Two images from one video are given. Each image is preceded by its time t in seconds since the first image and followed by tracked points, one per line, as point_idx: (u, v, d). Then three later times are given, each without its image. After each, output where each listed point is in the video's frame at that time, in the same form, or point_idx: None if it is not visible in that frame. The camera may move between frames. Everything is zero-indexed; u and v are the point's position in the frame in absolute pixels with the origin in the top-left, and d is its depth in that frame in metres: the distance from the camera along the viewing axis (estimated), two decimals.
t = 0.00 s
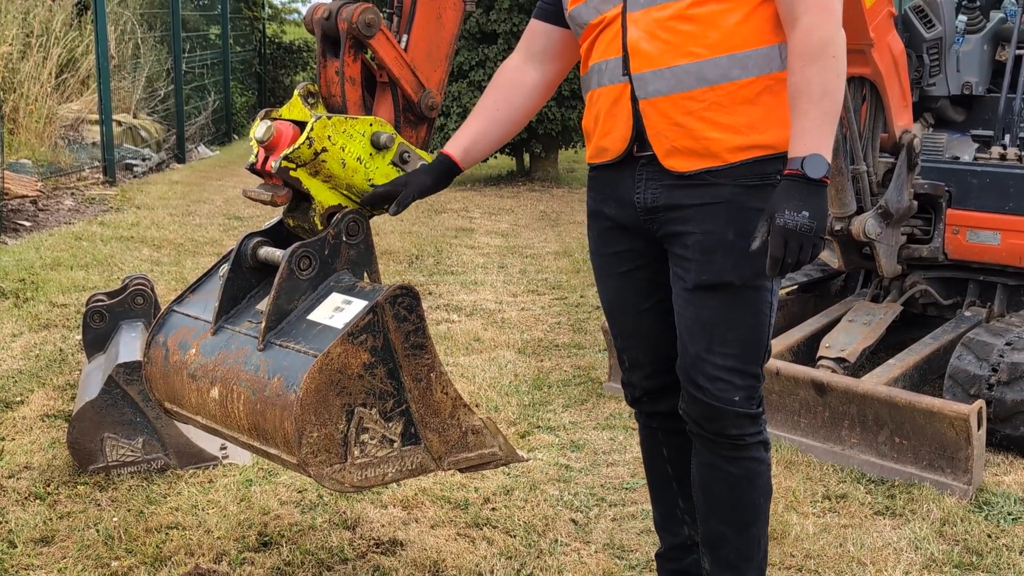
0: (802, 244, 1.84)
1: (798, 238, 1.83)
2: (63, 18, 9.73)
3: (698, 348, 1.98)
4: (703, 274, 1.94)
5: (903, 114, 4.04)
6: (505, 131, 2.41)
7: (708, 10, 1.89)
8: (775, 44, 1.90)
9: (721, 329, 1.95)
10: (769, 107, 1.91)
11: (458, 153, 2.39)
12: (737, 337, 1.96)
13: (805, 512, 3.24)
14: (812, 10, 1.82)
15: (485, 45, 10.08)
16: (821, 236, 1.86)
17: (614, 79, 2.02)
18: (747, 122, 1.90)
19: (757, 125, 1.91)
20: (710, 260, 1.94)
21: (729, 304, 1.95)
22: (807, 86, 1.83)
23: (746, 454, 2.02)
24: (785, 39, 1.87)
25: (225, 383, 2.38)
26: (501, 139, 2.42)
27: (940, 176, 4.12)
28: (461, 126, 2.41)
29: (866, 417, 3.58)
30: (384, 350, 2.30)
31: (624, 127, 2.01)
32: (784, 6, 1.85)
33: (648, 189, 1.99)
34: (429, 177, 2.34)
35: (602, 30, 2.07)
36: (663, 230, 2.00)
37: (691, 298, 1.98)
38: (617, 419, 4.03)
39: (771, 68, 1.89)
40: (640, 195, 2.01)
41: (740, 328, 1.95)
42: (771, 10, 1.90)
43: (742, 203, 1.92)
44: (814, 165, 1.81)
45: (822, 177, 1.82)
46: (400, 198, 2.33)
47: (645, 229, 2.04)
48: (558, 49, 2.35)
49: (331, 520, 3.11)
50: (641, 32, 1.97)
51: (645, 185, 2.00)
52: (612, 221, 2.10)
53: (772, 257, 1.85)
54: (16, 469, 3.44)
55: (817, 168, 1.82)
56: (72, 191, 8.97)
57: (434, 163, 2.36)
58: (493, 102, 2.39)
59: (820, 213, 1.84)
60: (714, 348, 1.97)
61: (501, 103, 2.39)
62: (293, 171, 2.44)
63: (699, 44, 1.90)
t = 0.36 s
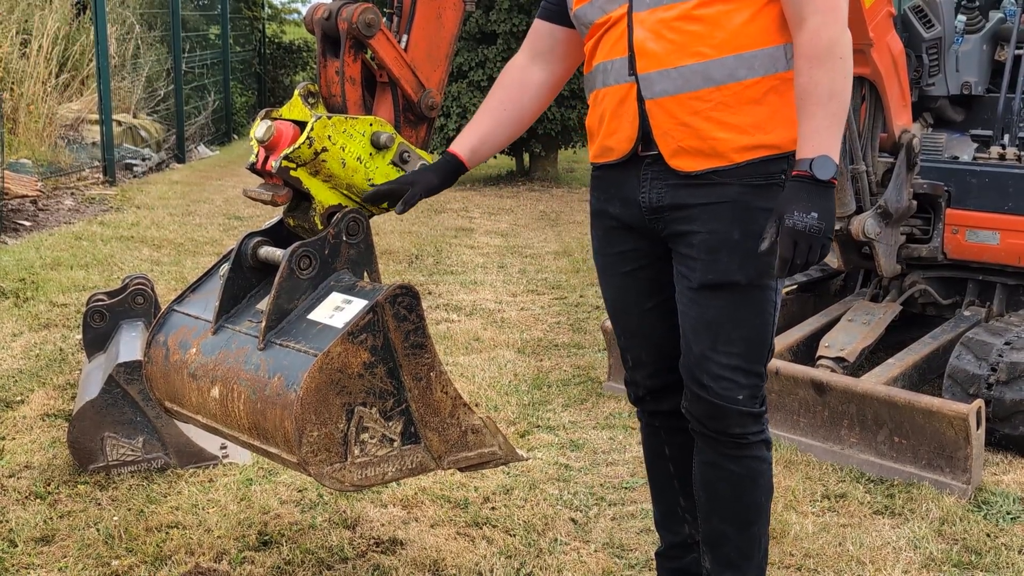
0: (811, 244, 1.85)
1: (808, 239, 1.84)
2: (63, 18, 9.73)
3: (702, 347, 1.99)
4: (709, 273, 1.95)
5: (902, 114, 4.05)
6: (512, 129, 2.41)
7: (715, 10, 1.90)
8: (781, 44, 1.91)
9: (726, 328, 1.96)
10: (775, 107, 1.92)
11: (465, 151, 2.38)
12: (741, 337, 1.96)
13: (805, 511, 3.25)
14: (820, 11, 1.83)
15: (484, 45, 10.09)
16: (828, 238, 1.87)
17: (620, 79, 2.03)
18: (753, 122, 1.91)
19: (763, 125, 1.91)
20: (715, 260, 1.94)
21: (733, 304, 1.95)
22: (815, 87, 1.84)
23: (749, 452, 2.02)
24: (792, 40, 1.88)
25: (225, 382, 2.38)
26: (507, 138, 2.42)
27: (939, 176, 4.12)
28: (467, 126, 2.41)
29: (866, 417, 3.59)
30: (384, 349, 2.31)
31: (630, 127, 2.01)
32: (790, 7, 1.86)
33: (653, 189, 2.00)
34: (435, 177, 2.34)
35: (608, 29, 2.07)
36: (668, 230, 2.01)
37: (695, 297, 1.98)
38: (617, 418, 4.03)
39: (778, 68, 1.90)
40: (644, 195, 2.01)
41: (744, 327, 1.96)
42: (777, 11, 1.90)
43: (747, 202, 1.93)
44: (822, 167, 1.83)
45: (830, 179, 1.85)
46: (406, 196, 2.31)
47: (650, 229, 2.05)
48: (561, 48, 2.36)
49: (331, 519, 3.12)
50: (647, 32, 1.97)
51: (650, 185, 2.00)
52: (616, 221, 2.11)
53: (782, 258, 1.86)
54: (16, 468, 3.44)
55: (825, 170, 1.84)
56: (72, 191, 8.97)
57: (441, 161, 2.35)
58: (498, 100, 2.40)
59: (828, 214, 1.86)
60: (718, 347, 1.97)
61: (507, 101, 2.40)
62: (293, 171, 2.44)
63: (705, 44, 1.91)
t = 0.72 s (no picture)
0: (800, 242, 1.83)
1: (796, 236, 1.82)
2: (63, 18, 9.73)
3: (704, 347, 1.99)
4: (710, 273, 1.96)
5: (901, 114, 4.06)
6: (517, 127, 2.40)
7: (715, 12, 1.91)
8: (782, 44, 1.91)
9: (728, 328, 1.97)
10: (778, 107, 1.92)
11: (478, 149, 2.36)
12: (743, 336, 1.97)
13: (804, 511, 3.25)
14: (819, 11, 1.84)
15: (484, 45, 10.09)
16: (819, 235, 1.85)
17: (622, 81, 2.03)
18: (755, 123, 1.91)
19: (765, 126, 1.92)
20: (717, 260, 1.95)
21: (735, 303, 1.96)
22: (810, 86, 1.84)
23: (749, 451, 2.03)
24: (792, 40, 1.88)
25: (225, 382, 2.39)
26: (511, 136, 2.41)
27: (938, 176, 4.12)
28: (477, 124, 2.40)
29: (865, 416, 3.59)
30: (384, 349, 2.31)
31: (632, 129, 2.02)
32: (790, 7, 1.86)
33: (655, 189, 2.00)
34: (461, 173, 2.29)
35: (609, 32, 2.08)
36: (671, 230, 2.01)
37: (697, 297, 1.99)
38: (617, 418, 4.04)
39: (779, 68, 1.91)
40: (647, 195, 2.02)
41: (746, 326, 1.97)
42: (778, 11, 1.91)
43: (750, 203, 1.93)
44: (813, 166, 1.82)
45: (822, 178, 1.83)
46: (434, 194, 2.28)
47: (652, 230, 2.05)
48: (564, 50, 2.36)
49: (330, 519, 3.12)
50: (648, 34, 1.98)
51: (652, 186, 2.01)
52: (618, 222, 2.11)
53: (771, 256, 1.85)
54: (16, 468, 3.45)
55: (816, 169, 1.82)
56: (72, 191, 8.98)
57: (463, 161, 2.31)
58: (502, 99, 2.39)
59: (819, 213, 1.84)
60: (719, 347, 1.98)
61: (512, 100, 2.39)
62: (294, 171, 2.45)
63: (706, 45, 1.91)
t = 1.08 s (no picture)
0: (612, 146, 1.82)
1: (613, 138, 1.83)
2: (63, 19, 9.75)
3: (698, 347, 1.99)
4: (704, 275, 1.96)
5: (900, 115, 4.06)
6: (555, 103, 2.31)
7: (707, 13, 1.91)
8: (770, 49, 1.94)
9: (721, 329, 1.97)
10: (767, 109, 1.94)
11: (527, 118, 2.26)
12: (737, 337, 1.97)
13: (803, 511, 3.26)
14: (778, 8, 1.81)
15: (484, 45, 10.10)
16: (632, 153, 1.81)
17: (615, 80, 2.02)
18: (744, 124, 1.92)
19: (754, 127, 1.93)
20: (710, 261, 1.95)
21: (728, 304, 1.96)
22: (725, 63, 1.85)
23: (745, 452, 2.03)
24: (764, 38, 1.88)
25: (225, 383, 2.39)
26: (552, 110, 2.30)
27: (937, 176, 4.12)
28: (523, 104, 2.29)
29: (864, 417, 3.60)
30: (383, 350, 2.32)
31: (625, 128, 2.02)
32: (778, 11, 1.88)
33: (648, 190, 1.99)
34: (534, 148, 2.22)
35: (603, 30, 2.06)
36: (664, 231, 2.02)
37: (691, 298, 1.99)
38: (616, 418, 4.04)
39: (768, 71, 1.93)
40: (640, 197, 2.00)
41: (739, 327, 1.97)
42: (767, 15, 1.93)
43: (742, 203, 1.94)
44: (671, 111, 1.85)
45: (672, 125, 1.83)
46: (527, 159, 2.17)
47: (647, 231, 2.05)
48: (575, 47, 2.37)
49: (330, 519, 3.13)
50: (642, 33, 1.96)
51: (646, 187, 1.99)
52: (613, 223, 2.11)
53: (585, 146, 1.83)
54: (16, 468, 3.45)
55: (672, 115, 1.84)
56: (72, 191, 8.98)
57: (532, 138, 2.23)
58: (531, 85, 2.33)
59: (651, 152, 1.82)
60: (713, 348, 1.98)
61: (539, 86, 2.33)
62: (293, 172, 2.45)
63: (697, 46, 1.92)
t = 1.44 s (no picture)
0: (660, 158, 1.75)
1: (659, 151, 1.75)
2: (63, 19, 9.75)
3: (690, 347, 1.99)
4: (695, 275, 1.96)
5: (902, 115, 4.07)
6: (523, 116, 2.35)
7: (701, 13, 1.89)
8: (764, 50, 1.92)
9: (713, 329, 1.97)
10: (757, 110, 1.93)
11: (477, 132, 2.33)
12: (729, 338, 1.97)
13: (803, 511, 3.25)
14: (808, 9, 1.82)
15: (484, 45, 10.09)
16: (684, 163, 1.75)
17: (607, 79, 2.02)
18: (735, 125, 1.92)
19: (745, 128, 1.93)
20: (701, 261, 1.95)
21: (719, 304, 1.96)
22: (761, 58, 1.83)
23: (740, 452, 2.02)
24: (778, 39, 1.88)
25: (225, 382, 2.39)
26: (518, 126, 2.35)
27: (938, 176, 4.11)
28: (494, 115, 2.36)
29: (864, 416, 3.59)
30: (384, 349, 2.31)
31: (618, 126, 2.02)
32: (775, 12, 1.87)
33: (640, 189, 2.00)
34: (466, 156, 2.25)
35: (598, 28, 2.07)
36: (656, 231, 2.01)
37: (682, 298, 1.99)
38: (616, 418, 4.04)
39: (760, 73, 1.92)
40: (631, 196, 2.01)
41: (731, 326, 1.96)
42: (762, 16, 1.91)
43: (732, 203, 1.94)
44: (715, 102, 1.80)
45: (716, 121, 1.79)
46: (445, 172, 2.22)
47: (638, 230, 2.05)
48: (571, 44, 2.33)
49: (330, 519, 3.12)
50: (634, 32, 1.95)
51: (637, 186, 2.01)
52: (609, 223, 2.11)
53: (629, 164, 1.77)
54: (16, 467, 3.45)
55: (714, 110, 1.80)
56: (72, 191, 8.98)
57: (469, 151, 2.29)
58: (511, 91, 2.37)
59: (695, 149, 1.76)
60: (705, 348, 1.98)
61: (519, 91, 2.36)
62: (293, 171, 2.45)
63: (689, 46, 1.90)
